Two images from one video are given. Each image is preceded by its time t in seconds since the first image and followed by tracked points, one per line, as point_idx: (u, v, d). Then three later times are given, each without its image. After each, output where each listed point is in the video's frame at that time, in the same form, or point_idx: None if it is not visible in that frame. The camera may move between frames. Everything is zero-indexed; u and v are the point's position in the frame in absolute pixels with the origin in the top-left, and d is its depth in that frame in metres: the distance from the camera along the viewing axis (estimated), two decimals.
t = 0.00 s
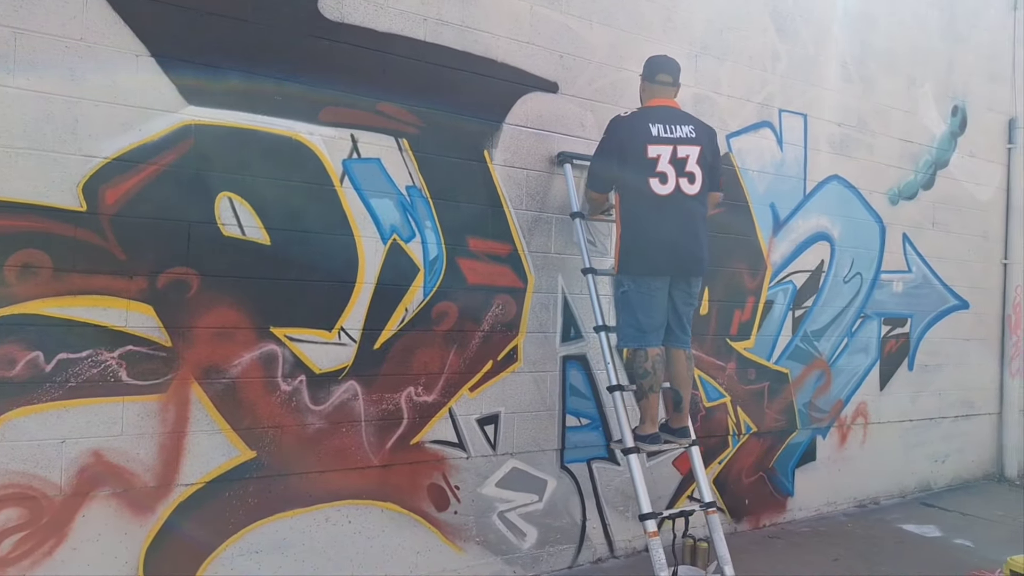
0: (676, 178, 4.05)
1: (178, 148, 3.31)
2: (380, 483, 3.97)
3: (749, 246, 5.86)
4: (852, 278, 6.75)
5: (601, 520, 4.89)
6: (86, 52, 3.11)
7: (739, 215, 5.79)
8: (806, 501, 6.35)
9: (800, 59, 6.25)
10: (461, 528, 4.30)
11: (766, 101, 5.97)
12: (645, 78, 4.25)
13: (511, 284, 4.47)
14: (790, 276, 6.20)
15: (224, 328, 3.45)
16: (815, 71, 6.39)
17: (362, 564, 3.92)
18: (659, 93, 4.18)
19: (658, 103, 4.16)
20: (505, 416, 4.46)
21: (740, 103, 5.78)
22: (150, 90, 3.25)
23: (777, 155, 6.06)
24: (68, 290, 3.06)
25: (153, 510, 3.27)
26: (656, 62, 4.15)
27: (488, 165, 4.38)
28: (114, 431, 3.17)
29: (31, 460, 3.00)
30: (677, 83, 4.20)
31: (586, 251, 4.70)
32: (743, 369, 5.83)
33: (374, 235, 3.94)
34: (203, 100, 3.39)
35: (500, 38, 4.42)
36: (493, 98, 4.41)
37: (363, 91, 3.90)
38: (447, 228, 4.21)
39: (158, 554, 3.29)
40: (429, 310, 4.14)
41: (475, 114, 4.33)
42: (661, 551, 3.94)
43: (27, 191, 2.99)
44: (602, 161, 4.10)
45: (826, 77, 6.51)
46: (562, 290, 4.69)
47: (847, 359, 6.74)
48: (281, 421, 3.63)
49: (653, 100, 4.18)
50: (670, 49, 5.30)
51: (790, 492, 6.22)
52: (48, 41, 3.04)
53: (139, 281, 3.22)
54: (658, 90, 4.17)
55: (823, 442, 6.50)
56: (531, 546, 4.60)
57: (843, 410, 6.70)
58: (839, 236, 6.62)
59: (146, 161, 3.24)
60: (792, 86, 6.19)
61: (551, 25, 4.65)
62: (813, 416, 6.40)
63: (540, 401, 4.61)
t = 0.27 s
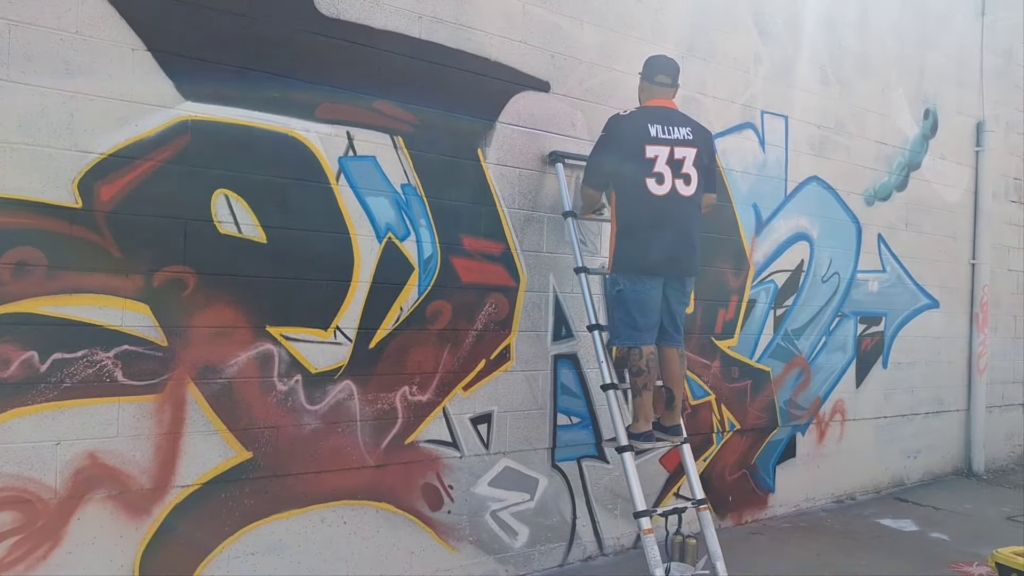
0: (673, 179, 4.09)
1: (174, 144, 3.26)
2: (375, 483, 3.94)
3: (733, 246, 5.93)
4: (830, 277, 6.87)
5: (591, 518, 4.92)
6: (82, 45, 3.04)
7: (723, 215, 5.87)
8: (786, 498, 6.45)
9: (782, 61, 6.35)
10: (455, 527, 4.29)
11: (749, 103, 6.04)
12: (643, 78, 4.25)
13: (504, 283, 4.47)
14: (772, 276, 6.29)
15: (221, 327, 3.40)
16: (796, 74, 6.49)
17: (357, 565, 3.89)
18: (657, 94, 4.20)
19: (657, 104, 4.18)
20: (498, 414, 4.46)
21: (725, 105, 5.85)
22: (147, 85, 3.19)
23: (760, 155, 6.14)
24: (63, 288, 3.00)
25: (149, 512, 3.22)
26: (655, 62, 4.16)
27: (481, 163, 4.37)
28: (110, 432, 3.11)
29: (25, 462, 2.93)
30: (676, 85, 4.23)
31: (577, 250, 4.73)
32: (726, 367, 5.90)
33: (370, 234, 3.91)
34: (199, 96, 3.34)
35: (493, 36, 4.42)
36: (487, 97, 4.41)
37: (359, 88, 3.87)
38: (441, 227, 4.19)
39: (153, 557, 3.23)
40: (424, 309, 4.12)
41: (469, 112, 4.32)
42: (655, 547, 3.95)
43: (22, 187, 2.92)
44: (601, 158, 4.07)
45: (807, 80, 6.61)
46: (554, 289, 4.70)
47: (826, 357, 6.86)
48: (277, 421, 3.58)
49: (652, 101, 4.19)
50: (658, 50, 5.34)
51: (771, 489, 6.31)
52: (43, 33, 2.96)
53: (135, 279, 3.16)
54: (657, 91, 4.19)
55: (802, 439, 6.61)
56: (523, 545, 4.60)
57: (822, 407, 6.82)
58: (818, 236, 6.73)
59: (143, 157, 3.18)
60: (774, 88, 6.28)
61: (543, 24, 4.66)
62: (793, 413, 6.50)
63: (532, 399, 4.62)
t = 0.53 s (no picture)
0: (668, 181, 4.12)
1: (166, 142, 3.19)
2: (366, 486, 3.90)
3: (712, 247, 6.01)
4: (804, 278, 6.99)
5: (577, 518, 4.94)
6: (72, 40, 2.96)
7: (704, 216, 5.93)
8: (763, 495, 6.55)
9: (759, 65, 6.44)
10: (444, 529, 4.27)
11: (728, 106, 6.12)
12: (643, 80, 4.27)
13: (493, 283, 4.46)
14: (749, 276, 6.38)
15: (212, 329, 3.34)
16: (772, 78, 6.59)
17: (348, 569, 3.84)
18: (657, 97, 4.23)
19: (656, 107, 4.21)
20: (487, 415, 4.44)
21: (705, 108, 5.92)
22: (138, 81, 3.13)
23: (738, 157, 6.22)
24: (52, 289, 2.92)
25: (140, 518, 3.15)
26: (657, 65, 4.19)
27: (471, 163, 4.35)
28: (100, 437, 3.03)
29: (13, 469, 2.85)
30: (675, 89, 4.26)
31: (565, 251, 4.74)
32: (706, 367, 5.97)
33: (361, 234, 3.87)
34: (191, 93, 3.27)
35: (483, 36, 4.41)
36: (477, 96, 4.39)
37: (351, 87, 3.83)
38: (432, 227, 4.17)
39: (143, 563, 3.17)
40: (414, 310, 4.09)
41: (459, 112, 4.30)
42: (646, 547, 3.97)
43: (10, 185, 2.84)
44: (599, 151, 4.05)
45: (783, 83, 6.72)
46: (541, 290, 4.70)
47: (800, 356, 6.98)
48: (268, 424, 3.53)
49: (651, 103, 4.22)
50: (642, 52, 5.37)
51: (749, 486, 6.40)
52: (32, 27, 2.89)
53: (126, 280, 3.09)
54: (656, 94, 4.21)
55: (778, 437, 6.71)
56: (510, 545, 4.60)
57: (796, 405, 6.94)
58: (793, 238, 6.85)
59: (134, 155, 3.11)
60: (751, 91, 6.37)
61: (531, 25, 4.66)
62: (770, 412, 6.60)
63: (520, 400, 4.62)
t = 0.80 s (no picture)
0: (668, 179, 4.12)
1: (162, 134, 3.12)
2: (361, 485, 3.86)
3: (697, 245, 6.05)
4: (784, 276, 7.08)
5: (567, 515, 4.94)
6: (66, 29, 2.88)
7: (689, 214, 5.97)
8: (744, 491, 6.62)
9: (742, 65, 6.51)
10: (438, 528, 4.24)
11: (713, 105, 6.18)
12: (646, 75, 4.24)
13: (486, 280, 4.44)
14: (732, 274, 6.44)
15: (209, 326, 3.27)
16: (754, 77, 6.66)
17: (343, 569, 3.80)
18: (659, 94, 4.22)
19: (657, 104, 4.20)
20: (480, 413, 4.42)
21: (690, 106, 5.96)
22: (134, 73, 3.05)
23: (722, 156, 6.28)
24: (46, 285, 2.84)
25: (136, 519, 3.08)
26: (661, 63, 4.16)
27: (465, 159, 4.32)
28: (95, 436, 2.96)
29: (7, 470, 2.78)
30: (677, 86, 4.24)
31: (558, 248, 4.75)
32: (691, 364, 6.02)
33: (356, 229, 3.82)
34: (187, 85, 3.20)
35: (476, 31, 4.38)
36: (470, 92, 4.36)
37: (346, 81, 3.77)
38: (427, 223, 4.13)
39: (139, 565, 3.10)
40: (409, 307, 4.05)
41: (453, 107, 4.27)
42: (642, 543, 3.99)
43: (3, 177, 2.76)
44: (603, 143, 4.03)
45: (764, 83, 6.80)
46: (533, 287, 4.70)
47: (780, 353, 7.07)
48: (264, 423, 3.46)
49: (652, 100, 4.21)
50: (631, 50, 5.39)
51: (731, 482, 6.46)
52: (25, 15, 2.80)
53: (122, 275, 3.02)
54: (659, 91, 4.20)
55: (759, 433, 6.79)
56: (503, 543, 4.58)
57: (776, 402, 7.03)
58: (773, 236, 6.93)
59: (129, 147, 3.04)
60: (734, 91, 6.43)
61: (523, 21, 4.64)
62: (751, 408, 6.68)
63: (512, 397, 4.60)
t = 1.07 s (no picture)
0: (673, 179, 4.18)
1: (168, 130, 3.06)
2: (365, 486, 3.81)
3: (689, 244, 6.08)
4: (772, 275, 7.15)
5: (565, 514, 4.94)
6: (72, 22, 2.82)
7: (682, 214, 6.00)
8: (734, 489, 6.67)
9: (732, 66, 6.55)
10: (440, 529, 4.21)
11: (704, 105, 6.21)
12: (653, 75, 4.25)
13: (487, 279, 4.42)
14: (723, 274, 6.49)
15: (214, 325, 3.21)
16: (744, 78, 6.71)
17: (347, 572, 3.76)
18: (665, 94, 4.24)
19: (663, 104, 4.23)
20: (481, 413, 4.40)
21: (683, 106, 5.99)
22: (140, 68, 2.99)
23: (714, 156, 6.32)
24: (51, 284, 2.77)
25: (141, 523, 3.02)
26: (667, 64, 4.17)
27: (466, 158, 4.30)
28: (101, 439, 2.90)
29: (12, 474, 2.70)
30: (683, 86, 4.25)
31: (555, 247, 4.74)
32: (683, 363, 6.06)
33: (360, 228, 3.78)
34: (193, 80, 3.15)
35: (478, 29, 4.36)
36: (472, 90, 4.33)
37: (351, 77, 3.73)
38: (429, 222, 4.10)
39: (144, 571, 3.04)
40: (412, 306, 4.02)
41: (455, 105, 4.24)
42: (644, 541, 3.98)
43: (8, 173, 2.69)
44: (610, 141, 4.06)
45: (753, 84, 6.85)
46: (532, 286, 4.68)
47: (768, 352, 7.13)
48: (269, 424, 3.41)
49: (659, 100, 4.24)
50: (626, 49, 5.40)
51: (722, 480, 6.51)
52: (30, 7, 2.73)
53: (127, 274, 2.95)
54: (665, 91, 4.21)
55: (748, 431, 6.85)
56: (502, 543, 4.57)
57: (765, 400, 7.09)
58: (762, 236, 6.99)
59: (135, 144, 2.97)
60: (726, 91, 6.47)
61: (523, 19, 4.63)
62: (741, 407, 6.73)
63: (512, 397, 4.59)
